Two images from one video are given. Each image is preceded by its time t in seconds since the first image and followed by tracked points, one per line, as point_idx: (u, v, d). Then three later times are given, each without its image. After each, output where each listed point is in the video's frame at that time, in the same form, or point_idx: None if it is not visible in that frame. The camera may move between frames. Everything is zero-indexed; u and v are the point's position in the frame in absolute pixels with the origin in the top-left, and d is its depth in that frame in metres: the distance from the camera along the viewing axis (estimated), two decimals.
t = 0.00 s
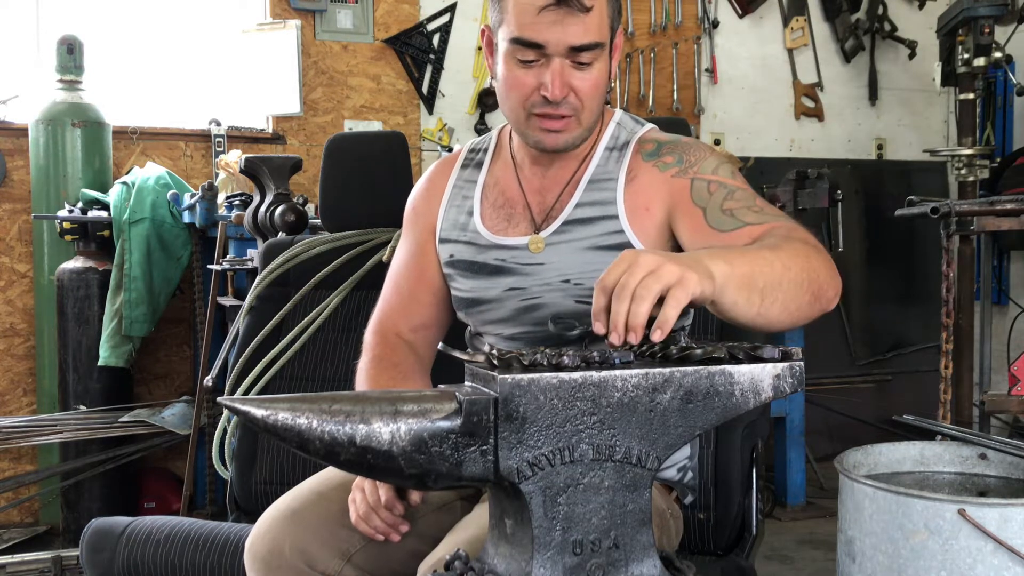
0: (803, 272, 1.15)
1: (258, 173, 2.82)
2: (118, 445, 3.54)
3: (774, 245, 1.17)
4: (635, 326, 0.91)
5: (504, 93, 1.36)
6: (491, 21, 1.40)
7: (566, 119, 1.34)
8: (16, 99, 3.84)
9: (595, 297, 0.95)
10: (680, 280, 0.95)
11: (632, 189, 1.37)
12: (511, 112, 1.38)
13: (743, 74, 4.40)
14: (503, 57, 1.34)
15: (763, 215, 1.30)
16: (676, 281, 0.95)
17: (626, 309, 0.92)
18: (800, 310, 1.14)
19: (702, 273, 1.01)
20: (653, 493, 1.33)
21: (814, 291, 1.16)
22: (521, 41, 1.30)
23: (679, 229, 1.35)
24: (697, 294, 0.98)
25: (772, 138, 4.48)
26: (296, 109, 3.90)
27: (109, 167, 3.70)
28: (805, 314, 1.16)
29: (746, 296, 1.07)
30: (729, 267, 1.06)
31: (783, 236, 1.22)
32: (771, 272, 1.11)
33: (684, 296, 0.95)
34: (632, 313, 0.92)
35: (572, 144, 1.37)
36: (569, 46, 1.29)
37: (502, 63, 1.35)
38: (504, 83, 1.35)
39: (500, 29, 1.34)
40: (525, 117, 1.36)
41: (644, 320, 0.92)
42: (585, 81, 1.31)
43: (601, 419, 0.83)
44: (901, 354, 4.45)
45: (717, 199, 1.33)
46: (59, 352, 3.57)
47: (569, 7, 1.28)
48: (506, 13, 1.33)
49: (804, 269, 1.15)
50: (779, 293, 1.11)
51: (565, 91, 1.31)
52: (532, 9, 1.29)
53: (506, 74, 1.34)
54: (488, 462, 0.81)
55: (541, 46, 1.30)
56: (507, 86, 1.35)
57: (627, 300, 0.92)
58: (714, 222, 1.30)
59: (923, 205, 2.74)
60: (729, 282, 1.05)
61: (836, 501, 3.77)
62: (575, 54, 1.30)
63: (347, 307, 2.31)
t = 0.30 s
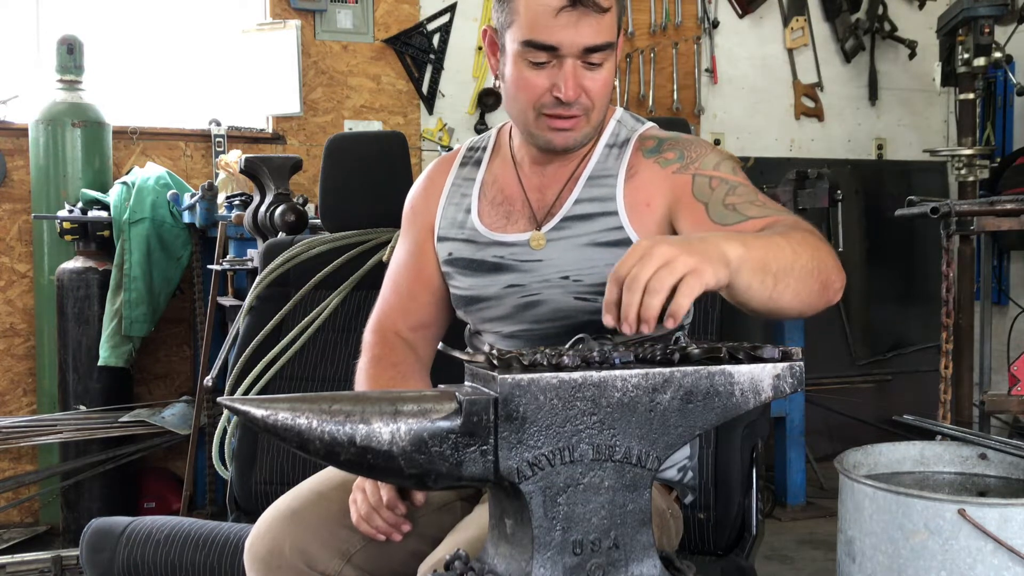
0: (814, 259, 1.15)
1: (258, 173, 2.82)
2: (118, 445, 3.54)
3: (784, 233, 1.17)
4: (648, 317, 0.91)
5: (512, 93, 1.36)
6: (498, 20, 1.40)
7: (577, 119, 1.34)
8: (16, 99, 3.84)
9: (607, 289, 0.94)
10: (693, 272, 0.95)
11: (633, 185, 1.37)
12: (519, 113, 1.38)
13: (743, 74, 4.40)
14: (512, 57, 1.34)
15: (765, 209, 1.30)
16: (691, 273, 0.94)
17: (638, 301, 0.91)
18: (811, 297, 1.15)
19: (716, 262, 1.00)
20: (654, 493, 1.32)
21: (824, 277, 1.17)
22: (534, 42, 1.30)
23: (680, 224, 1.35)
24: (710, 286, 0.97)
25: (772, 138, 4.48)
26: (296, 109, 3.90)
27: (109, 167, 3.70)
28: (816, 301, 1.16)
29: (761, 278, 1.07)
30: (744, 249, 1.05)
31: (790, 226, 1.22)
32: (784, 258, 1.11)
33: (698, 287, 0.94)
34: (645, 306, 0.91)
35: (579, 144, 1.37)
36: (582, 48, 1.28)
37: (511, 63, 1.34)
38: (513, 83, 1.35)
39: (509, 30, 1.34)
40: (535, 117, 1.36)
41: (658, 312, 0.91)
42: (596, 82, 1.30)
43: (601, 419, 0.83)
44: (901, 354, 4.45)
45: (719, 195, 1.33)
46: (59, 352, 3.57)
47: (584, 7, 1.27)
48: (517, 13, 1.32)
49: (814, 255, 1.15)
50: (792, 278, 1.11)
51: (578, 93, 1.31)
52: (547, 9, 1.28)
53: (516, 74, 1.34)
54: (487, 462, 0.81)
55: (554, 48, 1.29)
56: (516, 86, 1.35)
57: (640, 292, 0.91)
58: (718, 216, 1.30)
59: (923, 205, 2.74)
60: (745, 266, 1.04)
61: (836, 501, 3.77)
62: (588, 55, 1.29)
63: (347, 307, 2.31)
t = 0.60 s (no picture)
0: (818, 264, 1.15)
1: (258, 173, 2.82)
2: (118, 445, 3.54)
3: (787, 241, 1.17)
4: (657, 337, 0.89)
5: (515, 92, 1.37)
6: (504, 18, 1.39)
7: (580, 120, 1.34)
8: (16, 99, 3.84)
9: (613, 315, 0.94)
10: (697, 290, 0.94)
11: (635, 188, 1.37)
12: (519, 111, 1.38)
13: (743, 74, 4.40)
14: (517, 56, 1.34)
15: (769, 212, 1.29)
16: (695, 292, 0.94)
17: (645, 321, 0.90)
18: (817, 305, 1.15)
19: (721, 280, 0.99)
20: (654, 493, 1.32)
21: (830, 283, 1.17)
22: (539, 41, 1.30)
23: (683, 227, 1.34)
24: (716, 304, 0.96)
25: (772, 138, 4.48)
26: (296, 109, 3.90)
27: (109, 167, 3.70)
28: (822, 308, 1.16)
29: (768, 292, 1.07)
30: (749, 264, 1.05)
31: (793, 231, 1.22)
32: (789, 268, 1.11)
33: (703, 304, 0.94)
34: (651, 326, 0.90)
35: (582, 145, 1.37)
36: (586, 50, 1.29)
37: (516, 62, 1.34)
38: (516, 83, 1.35)
39: (515, 28, 1.34)
40: (536, 116, 1.36)
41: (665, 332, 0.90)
42: (600, 84, 1.31)
43: (601, 419, 0.83)
44: (901, 354, 4.45)
45: (722, 197, 1.32)
46: (59, 352, 3.57)
47: (591, 7, 1.27)
48: (523, 11, 1.32)
49: (819, 262, 1.15)
50: (798, 288, 1.11)
51: (581, 94, 1.31)
52: (554, 9, 1.28)
53: (520, 74, 1.34)
54: (487, 462, 0.81)
55: (559, 48, 1.29)
56: (520, 85, 1.35)
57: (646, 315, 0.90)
58: (720, 219, 1.29)
59: (923, 205, 2.73)
60: (750, 281, 1.04)
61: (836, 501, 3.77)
62: (592, 57, 1.30)
63: (347, 307, 2.31)
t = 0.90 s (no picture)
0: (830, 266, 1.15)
1: (258, 173, 2.82)
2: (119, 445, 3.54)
3: (798, 243, 1.17)
4: (663, 334, 0.91)
5: (521, 89, 1.36)
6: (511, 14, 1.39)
7: (582, 121, 1.35)
8: (16, 99, 3.84)
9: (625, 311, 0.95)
10: (709, 290, 0.95)
11: (641, 189, 1.37)
12: (524, 108, 1.37)
13: (743, 75, 4.40)
14: (524, 53, 1.33)
15: (778, 214, 1.29)
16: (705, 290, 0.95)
17: (653, 316, 0.92)
18: (829, 306, 1.15)
19: (734, 282, 1.00)
20: (654, 493, 1.32)
21: (841, 283, 1.17)
22: (546, 40, 1.29)
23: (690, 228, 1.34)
24: (728, 305, 0.97)
25: (772, 138, 4.48)
26: (296, 109, 3.90)
27: (109, 167, 3.71)
28: (833, 309, 1.16)
29: (782, 296, 1.07)
30: (764, 268, 1.06)
31: (805, 233, 1.22)
32: (803, 270, 1.11)
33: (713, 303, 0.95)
34: (659, 322, 0.91)
35: (584, 146, 1.37)
36: (593, 51, 1.28)
37: (522, 59, 1.34)
38: (521, 80, 1.35)
39: (523, 26, 1.33)
40: (539, 114, 1.36)
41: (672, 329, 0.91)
42: (605, 85, 1.31)
43: (601, 419, 0.83)
44: (902, 354, 4.45)
45: (731, 199, 1.32)
46: (59, 352, 3.57)
47: (600, 8, 1.26)
48: (531, 7, 1.31)
49: (831, 264, 1.15)
50: (810, 291, 1.11)
51: (586, 95, 1.31)
52: (563, 8, 1.27)
53: (525, 71, 1.34)
54: (487, 462, 0.81)
55: (566, 47, 1.29)
56: (525, 82, 1.34)
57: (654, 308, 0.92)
58: (729, 220, 1.29)
59: (923, 205, 2.73)
60: (764, 283, 1.05)
61: (836, 501, 3.77)
62: (599, 58, 1.29)
63: (347, 307, 2.30)
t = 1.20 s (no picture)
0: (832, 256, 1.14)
1: (258, 173, 2.82)
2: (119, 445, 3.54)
3: (798, 237, 1.16)
4: (675, 346, 0.88)
5: (532, 87, 1.37)
6: (523, 13, 1.40)
7: (595, 119, 1.34)
8: (16, 99, 3.84)
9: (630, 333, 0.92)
10: (711, 292, 0.93)
11: (643, 188, 1.37)
12: (536, 107, 1.38)
13: (743, 75, 4.41)
14: (537, 50, 1.34)
15: (779, 208, 1.28)
16: (710, 295, 0.93)
17: (663, 331, 0.89)
18: (833, 298, 1.14)
19: (735, 281, 0.99)
20: (655, 493, 1.32)
21: (843, 274, 1.16)
22: (561, 36, 1.30)
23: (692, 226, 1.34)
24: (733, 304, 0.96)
25: (772, 138, 4.48)
26: (296, 109, 3.90)
27: (109, 167, 3.71)
28: (836, 302, 1.16)
29: (783, 290, 1.07)
30: (762, 262, 1.05)
31: (805, 226, 1.21)
32: (802, 262, 1.10)
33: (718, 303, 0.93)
34: (668, 334, 0.89)
35: (594, 145, 1.37)
36: (608, 47, 1.29)
37: (535, 55, 1.34)
38: (534, 77, 1.35)
39: (536, 23, 1.35)
40: (552, 113, 1.36)
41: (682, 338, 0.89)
42: (618, 83, 1.31)
43: (601, 419, 0.83)
44: (902, 354, 4.45)
45: (732, 195, 1.31)
46: (59, 352, 3.57)
47: (615, 4, 1.28)
48: (545, 4, 1.33)
49: (833, 255, 1.15)
50: (814, 283, 1.11)
51: (599, 92, 1.31)
52: (579, 4, 1.29)
53: (538, 67, 1.34)
54: (488, 462, 0.81)
55: (580, 43, 1.30)
56: (538, 79, 1.35)
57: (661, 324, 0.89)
58: (730, 216, 1.28)
59: (923, 205, 2.73)
60: (764, 277, 1.04)
61: (836, 501, 3.77)
62: (613, 55, 1.30)
63: (347, 307, 2.30)
